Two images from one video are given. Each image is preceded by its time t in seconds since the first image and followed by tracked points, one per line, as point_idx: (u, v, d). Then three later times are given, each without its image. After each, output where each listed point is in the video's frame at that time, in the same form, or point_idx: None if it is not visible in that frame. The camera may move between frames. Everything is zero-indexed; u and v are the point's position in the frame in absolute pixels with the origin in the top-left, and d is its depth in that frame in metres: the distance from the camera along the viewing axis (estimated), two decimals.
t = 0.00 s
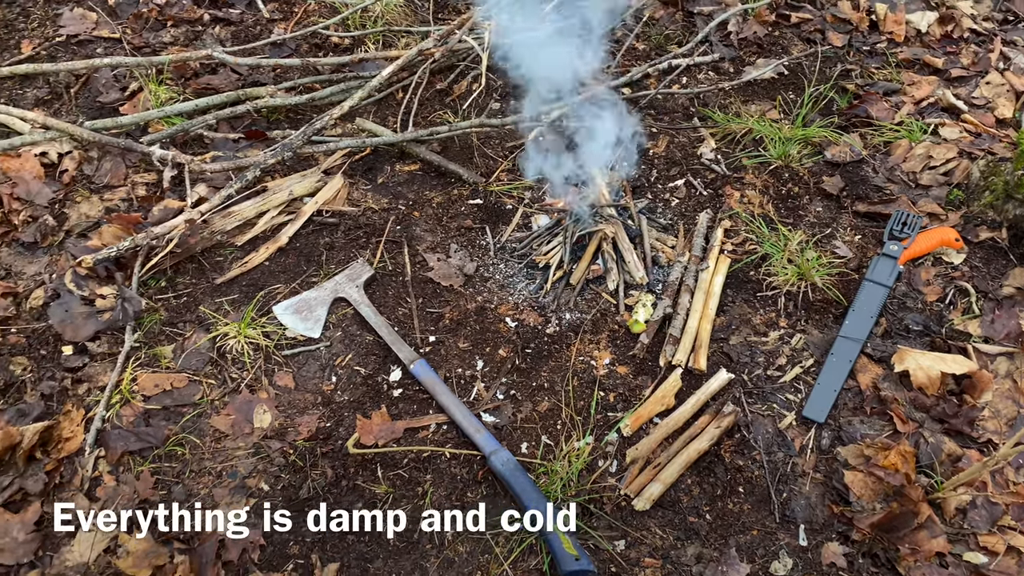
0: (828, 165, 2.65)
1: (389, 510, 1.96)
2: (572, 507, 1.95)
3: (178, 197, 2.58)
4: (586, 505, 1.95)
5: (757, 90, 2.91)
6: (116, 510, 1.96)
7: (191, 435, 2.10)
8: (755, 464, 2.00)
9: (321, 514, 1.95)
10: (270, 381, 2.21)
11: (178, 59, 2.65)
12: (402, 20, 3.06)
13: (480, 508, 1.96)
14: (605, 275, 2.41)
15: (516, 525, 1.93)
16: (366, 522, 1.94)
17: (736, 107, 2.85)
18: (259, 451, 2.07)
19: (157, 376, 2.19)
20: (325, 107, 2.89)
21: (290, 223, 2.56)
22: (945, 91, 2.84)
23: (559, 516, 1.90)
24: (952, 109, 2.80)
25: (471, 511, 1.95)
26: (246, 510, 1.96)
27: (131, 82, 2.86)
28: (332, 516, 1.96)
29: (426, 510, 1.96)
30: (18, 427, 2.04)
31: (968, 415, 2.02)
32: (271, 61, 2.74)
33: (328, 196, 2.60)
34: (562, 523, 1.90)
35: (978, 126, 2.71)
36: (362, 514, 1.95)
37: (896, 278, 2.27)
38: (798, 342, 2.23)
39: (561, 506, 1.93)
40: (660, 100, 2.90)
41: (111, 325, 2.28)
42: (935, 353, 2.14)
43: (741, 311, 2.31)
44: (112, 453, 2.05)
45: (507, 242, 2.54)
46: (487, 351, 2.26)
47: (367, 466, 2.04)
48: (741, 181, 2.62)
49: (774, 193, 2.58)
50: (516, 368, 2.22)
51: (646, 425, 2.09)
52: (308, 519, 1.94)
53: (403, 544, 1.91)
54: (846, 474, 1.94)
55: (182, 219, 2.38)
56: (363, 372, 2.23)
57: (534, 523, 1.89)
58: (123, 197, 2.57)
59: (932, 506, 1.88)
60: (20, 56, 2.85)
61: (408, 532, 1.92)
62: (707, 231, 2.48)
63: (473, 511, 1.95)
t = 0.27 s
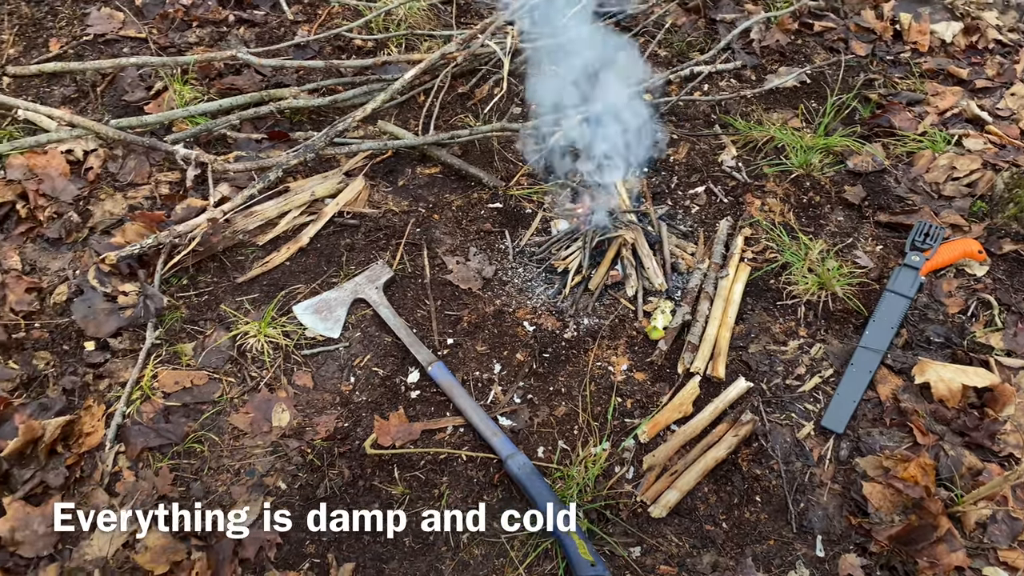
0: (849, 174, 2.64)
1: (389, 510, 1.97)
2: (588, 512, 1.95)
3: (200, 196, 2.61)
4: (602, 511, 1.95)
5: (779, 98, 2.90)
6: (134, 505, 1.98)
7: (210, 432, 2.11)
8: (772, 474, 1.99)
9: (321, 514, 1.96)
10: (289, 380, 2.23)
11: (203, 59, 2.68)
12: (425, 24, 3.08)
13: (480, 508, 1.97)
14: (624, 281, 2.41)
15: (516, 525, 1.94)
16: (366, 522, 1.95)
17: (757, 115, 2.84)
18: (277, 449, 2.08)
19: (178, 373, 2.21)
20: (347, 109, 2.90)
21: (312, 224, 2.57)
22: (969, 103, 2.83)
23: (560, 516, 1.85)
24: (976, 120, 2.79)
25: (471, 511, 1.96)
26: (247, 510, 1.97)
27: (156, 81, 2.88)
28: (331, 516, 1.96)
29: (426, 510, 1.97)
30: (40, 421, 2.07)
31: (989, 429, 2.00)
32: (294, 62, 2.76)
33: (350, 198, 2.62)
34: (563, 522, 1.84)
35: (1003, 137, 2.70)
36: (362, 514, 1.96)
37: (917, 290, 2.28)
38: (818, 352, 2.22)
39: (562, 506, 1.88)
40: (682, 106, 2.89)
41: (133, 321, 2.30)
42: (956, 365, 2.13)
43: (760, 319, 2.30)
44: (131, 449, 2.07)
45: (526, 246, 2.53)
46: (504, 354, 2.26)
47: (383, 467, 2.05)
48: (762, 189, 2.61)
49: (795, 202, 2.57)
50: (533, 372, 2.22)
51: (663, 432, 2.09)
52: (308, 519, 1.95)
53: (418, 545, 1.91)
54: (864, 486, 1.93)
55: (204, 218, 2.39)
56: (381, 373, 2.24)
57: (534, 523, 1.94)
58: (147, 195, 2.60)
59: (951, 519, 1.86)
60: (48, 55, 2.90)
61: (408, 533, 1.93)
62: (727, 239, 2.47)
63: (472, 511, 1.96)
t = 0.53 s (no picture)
0: (875, 187, 2.62)
1: (389, 510, 1.98)
2: (607, 521, 1.95)
3: (226, 197, 2.63)
4: (621, 520, 1.95)
5: (804, 109, 2.89)
6: (156, 502, 2.00)
7: (232, 432, 2.13)
8: (793, 487, 1.98)
9: (321, 514, 1.98)
10: (310, 381, 2.24)
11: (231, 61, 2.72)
12: (451, 30, 3.09)
13: (480, 508, 1.98)
14: (646, 289, 2.39)
15: (516, 525, 1.96)
16: (366, 522, 1.97)
17: (782, 126, 2.83)
18: (297, 450, 2.09)
19: (201, 372, 2.23)
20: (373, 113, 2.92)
21: (336, 227, 2.59)
22: (997, 117, 2.81)
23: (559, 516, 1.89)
24: (1004, 135, 2.77)
25: (471, 511, 1.98)
26: (246, 510, 1.99)
27: (184, 82, 2.91)
28: (332, 516, 1.98)
29: (426, 510, 1.99)
30: (65, 417, 2.09)
31: (1014, 446, 1.98)
32: (321, 66, 2.78)
33: (374, 201, 2.64)
34: (562, 522, 1.88)
35: None
36: (362, 514, 1.97)
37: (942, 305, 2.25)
38: (841, 365, 2.20)
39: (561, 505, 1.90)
40: (707, 116, 2.88)
41: (157, 320, 2.32)
42: (982, 381, 2.11)
43: (783, 331, 2.28)
44: (154, 447, 2.09)
45: (548, 253, 2.51)
46: (525, 360, 2.26)
47: (403, 470, 2.06)
48: (786, 200, 2.60)
49: (819, 213, 2.56)
50: (554, 379, 2.22)
51: (683, 442, 2.08)
52: (308, 519, 1.97)
53: (436, 549, 1.92)
54: (886, 501, 1.91)
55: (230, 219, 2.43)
56: (402, 376, 2.25)
57: (534, 523, 1.96)
58: (173, 195, 2.62)
59: (974, 537, 1.85)
60: (80, 55, 2.94)
61: (408, 533, 1.95)
62: (751, 249, 2.46)
63: (472, 511, 1.98)
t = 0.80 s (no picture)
0: (902, 203, 2.60)
1: (389, 510, 2.00)
2: (626, 533, 1.94)
3: (253, 200, 2.65)
4: (640, 532, 1.94)
5: (831, 124, 2.88)
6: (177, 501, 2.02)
7: (253, 433, 2.15)
8: (814, 503, 1.96)
9: (321, 514, 2.00)
10: (332, 385, 2.25)
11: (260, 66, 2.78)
12: (478, 38, 3.11)
13: (480, 508, 2.01)
14: (669, 301, 2.39)
15: (516, 525, 1.99)
16: (366, 522, 1.98)
17: (808, 140, 2.82)
18: (318, 453, 2.10)
19: (224, 373, 2.25)
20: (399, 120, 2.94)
21: (360, 232, 2.59)
22: None
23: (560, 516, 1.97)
24: None
25: (471, 511, 2.00)
26: (246, 510, 2.01)
27: (213, 86, 2.95)
28: (332, 516, 2.00)
29: (426, 510, 2.00)
30: (90, 415, 2.11)
31: None
32: (349, 73, 2.83)
33: (399, 207, 2.63)
34: (563, 522, 1.96)
35: None
36: (362, 514, 1.99)
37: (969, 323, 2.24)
38: (864, 381, 2.19)
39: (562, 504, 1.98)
40: (732, 128, 2.88)
41: (182, 320, 2.34)
42: (1008, 402, 2.09)
43: (807, 346, 2.27)
44: (177, 446, 2.11)
45: (570, 262, 2.51)
46: (546, 369, 2.26)
47: (422, 476, 2.06)
48: (812, 214, 2.59)
49: (845, 228, 2.55)
50: (574, 389, 2.21)
51: (704, 455, 2.07)
52: (308, 519, 1.99)
53: (454, 557, 1.93)
54: (909, 520, 1.89)
55: (256, 222, 2.47)
56: (423, 382, 2.25)
57: (534, 523, 1.99)
58: (201, 197, 2.65)
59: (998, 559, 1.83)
60: (111, 57, 2.99)
61: (408, 532, 1.97)
62: (775, 262, 2.45)
63: (472, 511, 2.00)
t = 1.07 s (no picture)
0: (929, 224, 2.59)
1: (389, 510, 2.02)
2: (645, 549, 1.94)
3: (280, 207, 2.68)
4: (660, 549, 1.94)
5: (858, 142, 2.87)
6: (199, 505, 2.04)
7: (276, 439, 2.16)
8: (836, 525, 1.95)
9: (321, 514, 2.01)
10: (355, 393, 2.26)
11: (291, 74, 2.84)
12: (506, 51, 3.13)
13: (480, 508, 2.03)
14: (693, 317, 2.38)
15: (516, 525, 2.01)
16: (366, 522, 2.01)
17: (836, 158, 2.81)
18: (339, 461, 2.12)
19: (249, 378, 2.27)
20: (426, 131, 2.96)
21: (386, 241, 2.61)
22: None
23: (559, 516, 2.02)
24: None
25: (471, 511, 2.02)
26: (246, 510, 2.03)
27: (243, 93, 2.98)
28: (332, 516, 2.02)
29: (426, 510, 2.03)
30: (115, 416, 2.14)
31: None
32: (378, 83, 2.87)
33: (424, 217, 2.65)
34: (563, 522, 2.01)
35: None
36: (362, 514, 2.01)
37: (997, 346, 2.22)
38: (889, 403, 2.17)
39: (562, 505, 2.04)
40: (759, 145, 2.87)
41: (209, 325, 2.37)
42: None
43: (831, 366, 2.26)
44: (200, 450, 2.13)
45: (594, 276, 2.50)
46: (567, 383, 2.26)
47: (442, 486, 2.07)
48: (838, 233, 2.58)
49: (871, 248, 2.54)
50: (596, 404, 2.21)
51: (725, 473, 2.06)
52: (308, 519, 2.01)
53: (473, 568, 1.94)
54: (933, 545, 1.88)
55: (283, 228, 2.48)
56: (445, 393, 2.26)
57: (534, 523, 2.02)
58: (229, 203, 2.68)
59: None
60: (145, 64, 3.04)
61: (408, 532, 1.99)
62: (800, 281, 2.44)
63: (473, 511, 2.02)
